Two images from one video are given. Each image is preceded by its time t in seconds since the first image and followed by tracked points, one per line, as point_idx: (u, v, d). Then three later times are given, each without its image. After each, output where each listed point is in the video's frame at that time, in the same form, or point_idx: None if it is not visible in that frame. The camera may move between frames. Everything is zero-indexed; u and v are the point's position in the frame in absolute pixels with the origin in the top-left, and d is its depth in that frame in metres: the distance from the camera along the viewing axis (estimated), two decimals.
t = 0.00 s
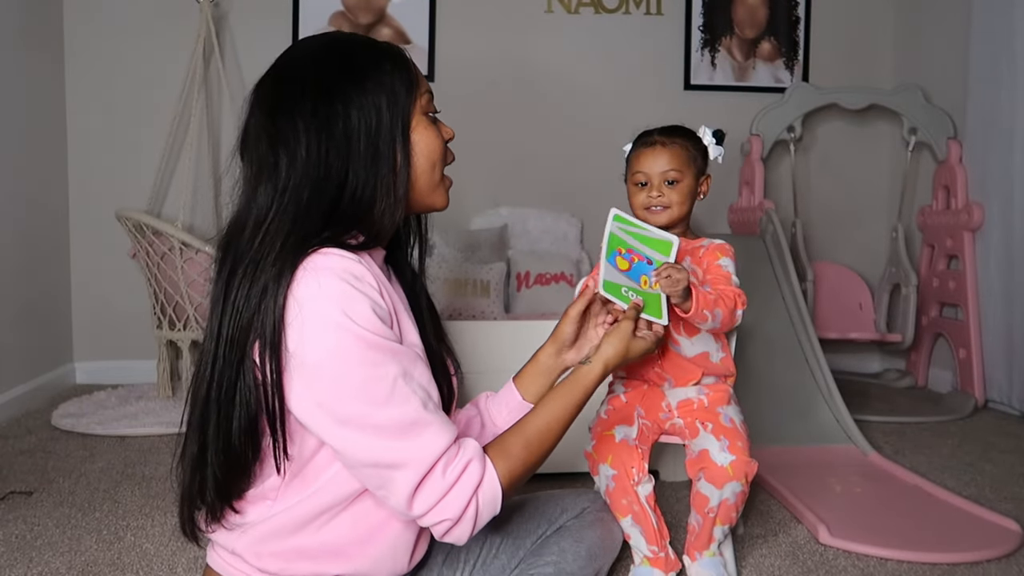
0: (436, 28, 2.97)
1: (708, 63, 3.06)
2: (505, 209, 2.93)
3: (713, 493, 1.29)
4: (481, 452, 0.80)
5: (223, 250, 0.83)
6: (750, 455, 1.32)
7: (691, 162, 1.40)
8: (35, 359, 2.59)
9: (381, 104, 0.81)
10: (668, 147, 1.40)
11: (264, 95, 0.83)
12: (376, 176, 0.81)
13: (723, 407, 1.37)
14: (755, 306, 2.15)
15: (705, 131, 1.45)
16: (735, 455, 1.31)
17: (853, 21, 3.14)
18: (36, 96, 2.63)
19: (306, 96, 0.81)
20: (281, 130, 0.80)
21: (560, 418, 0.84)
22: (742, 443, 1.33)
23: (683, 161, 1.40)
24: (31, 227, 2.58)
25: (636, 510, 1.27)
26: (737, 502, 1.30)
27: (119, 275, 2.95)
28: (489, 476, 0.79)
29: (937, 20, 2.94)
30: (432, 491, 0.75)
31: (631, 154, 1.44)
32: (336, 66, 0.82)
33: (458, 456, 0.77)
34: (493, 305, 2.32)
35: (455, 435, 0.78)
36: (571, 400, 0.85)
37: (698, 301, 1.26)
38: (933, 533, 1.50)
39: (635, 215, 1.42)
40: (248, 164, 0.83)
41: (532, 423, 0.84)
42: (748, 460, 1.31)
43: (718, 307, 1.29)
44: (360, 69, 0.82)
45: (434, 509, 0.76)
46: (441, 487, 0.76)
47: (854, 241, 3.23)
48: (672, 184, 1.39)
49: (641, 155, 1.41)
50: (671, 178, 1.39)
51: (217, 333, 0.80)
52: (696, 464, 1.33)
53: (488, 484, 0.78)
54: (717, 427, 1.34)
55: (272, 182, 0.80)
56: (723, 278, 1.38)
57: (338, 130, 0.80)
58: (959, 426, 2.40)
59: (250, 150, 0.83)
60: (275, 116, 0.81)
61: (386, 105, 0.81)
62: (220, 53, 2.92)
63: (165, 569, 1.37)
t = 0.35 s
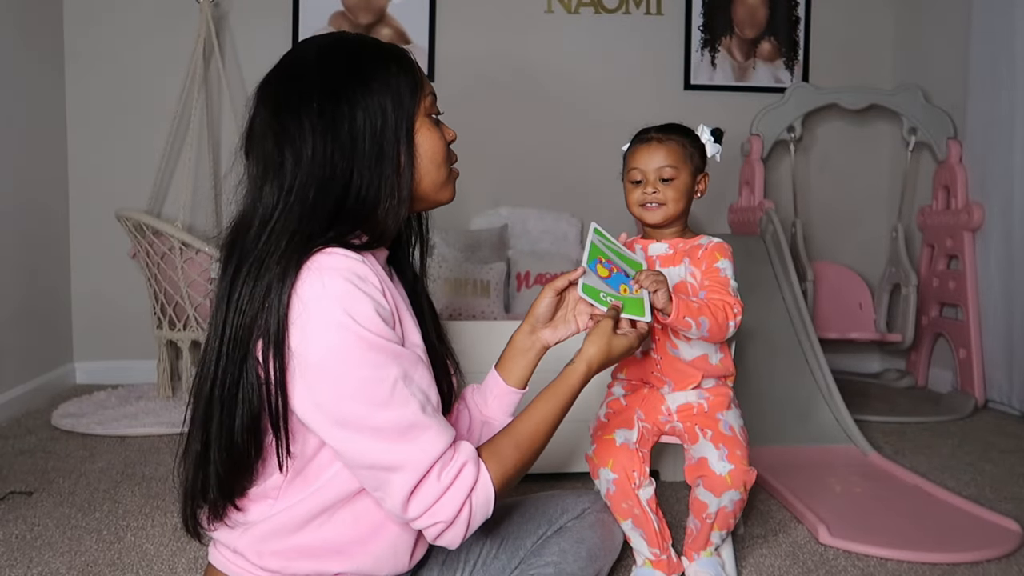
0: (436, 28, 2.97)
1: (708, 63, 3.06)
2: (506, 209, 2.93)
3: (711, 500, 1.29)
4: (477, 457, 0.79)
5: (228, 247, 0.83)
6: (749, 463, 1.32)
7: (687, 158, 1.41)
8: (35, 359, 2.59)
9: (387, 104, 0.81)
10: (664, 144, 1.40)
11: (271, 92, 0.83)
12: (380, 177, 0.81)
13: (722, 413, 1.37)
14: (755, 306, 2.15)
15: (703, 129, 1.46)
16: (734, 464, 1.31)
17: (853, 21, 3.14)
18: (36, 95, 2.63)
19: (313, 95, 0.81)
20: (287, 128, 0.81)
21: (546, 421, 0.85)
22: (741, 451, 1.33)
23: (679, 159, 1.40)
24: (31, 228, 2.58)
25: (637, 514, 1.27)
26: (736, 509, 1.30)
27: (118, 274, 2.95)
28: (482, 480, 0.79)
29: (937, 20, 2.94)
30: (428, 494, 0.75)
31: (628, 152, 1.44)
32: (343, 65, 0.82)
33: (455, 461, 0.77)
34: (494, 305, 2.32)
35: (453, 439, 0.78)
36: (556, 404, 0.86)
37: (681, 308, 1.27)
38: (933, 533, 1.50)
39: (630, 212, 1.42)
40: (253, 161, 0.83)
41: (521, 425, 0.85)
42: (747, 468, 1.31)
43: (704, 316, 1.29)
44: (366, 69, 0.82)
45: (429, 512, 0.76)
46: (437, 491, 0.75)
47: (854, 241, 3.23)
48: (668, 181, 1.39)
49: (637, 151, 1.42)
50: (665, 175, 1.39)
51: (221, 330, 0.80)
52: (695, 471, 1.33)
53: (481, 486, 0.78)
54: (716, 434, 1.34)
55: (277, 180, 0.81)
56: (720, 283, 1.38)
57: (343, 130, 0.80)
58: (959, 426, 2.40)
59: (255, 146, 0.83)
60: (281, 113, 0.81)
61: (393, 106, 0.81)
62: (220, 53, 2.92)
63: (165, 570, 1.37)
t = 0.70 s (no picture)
0: (436, 28, 2.97)
1: (708, 63, 3.06)
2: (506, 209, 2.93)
3: (709, 504, 1.30)
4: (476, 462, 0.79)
5: (224, 246, 0.83)
6: (747, 469, 1.32)
7: (696, 162, 1.40)
8: (34, 359, 2.59)
9: (384, 104, 0.81)
10: (673, 148, 1.39)
11: (267, 91, 0.83)
12: (377, 177, 0.81)
13: (725, 414, 1.36)
14: (755, 306, 2.15)
15: (715, 125, 1.43)
16: (732, 469, 1.31)
17: (853, 21, 3.14)
18: (36, 95, 2.63)
19: (310, 94, 0.81)
20: (283, 127, 0.81)
21: (561, 439, 0.85)
22: (742, 456, 1.32)
23: (689, 163, 1.39)
24: (31, 228, 2.58)
25: (640, 517, 1.28)
26: (734, 514, 1.30)
27: (118, 274, 2.95)
28: (486, 485, 0.79)
29: (937, 19, 2.94)
30: (426, 498, 0.75)
31: (636, 152, 1.43)
32: (341, 64, 0.82)
33: (453, 465, 0.77)
34: (494, 305, 2.32)
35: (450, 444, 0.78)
36: (576, 423, 0.86)
37: (664, 330, 1.32)
38: (933, 533, 1.50)
39: (638, 220, 1.43)
40: (249, 159, 0.83)
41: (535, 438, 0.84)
42: (744, 473, 1.31)
43: (696, 334, 1.31)
44: (366, 68, 0.82)
45: (427, 517, 0.76)
46: (435, 495, 0.75)
47: (854, 241, 3.23)
48: (677, 188, 1.39)
49: (644, 155, 1.41)
50: (675, 183, 1.39)
51: (218, 331, 0.80)
52: (693, 475, 1.33)
53: (484, 492, 0.78)
54: (717, 437, 1.34)
55: (271, 178, 0.80)
56: (728, 294, 1.39)
57: (340, 129, 0.80)
58: (959, 426, 2.40)
59: (250, 145, 0.83)
60: (276, 111, 0.81)
61: (390, 106, 0.81)
62: (220, 52, 2.92)
63: (165, 570, 1.37)
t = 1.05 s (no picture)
0: (436, 27, 2.97)
1: (708, 63, 3.06)
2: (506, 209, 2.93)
3: (705, 509, 1.31)
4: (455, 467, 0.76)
5: (215, 237, 0.83)
6: (743, 473, 1.33)
7: (699, 173, 1.40)
8: (34, 359, 2.59)
9: (379, 104, 0.80)
10: (675, 159, 1.39)
11: (263, 84, 0.82)
12: (366, 177, 0.80)
13: (723, 419, 1.35)
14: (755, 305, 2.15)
15: (721, 133, 1.41)
16: (728, 475, 1.31)
17: (853, 21, 3.14)
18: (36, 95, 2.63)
19: (303, 89, 0.79)
20: (274, 120, 0.79)
21: (510, 412, 0.80)
22: (736, 462, 1.32)
23: (691, 175, 1.39)
24: (31, 228, 2.58)
25: (640, 519, 1.29)
26: (730, 517, 1.32)
27: (118, 274, 2.95)
28: (460, 487, 0.75)
29: (937, 19, 2.94)
30: (400, 503, 0.73)
31: (640, 159, 1.43)
32: (337, 61, 0.80)
33: (430, 469, 0.74)
34: (494, 305, 2.32)
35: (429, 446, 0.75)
36: (518, 388, 0.81)
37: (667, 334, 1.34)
38: (933, 533, 1.50)
39: (640, 227, 1.44)
40: (241, 151, 0.82)
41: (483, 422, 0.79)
42: (741, 478, 1.32)
43: (697, 343, 1.32)
44: (363, 67, 0.80)
45: (401, 523, 0.73)
46: (409, 500, 0.73)
47: (855, 241, 3.23)
48: (677, 200, 1.40)
49: (647, 163, 1.41)
50: (676, 195, 1.39)
51: (201, 328, 0.80)
52: (690, 479, 1.34)
53: (459, 495, 0.75)
54: (712, 442, 1.33)
55: (261, 172, 0.80)
56: (729, 304, 1.38)
57: (332, 127, 0.78)
58: (959, 426, 2.40)
59: (243, 135, 0.82)
60: (269, 104, 0.80)
61: (385, 106, 0.80)
62: (220, 52, 2.92)
63: (166, 570, 1.37)
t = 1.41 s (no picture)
0: (436, 27, 2.96)
1: (708, 63, 3.06)
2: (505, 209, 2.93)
3: (706, 507, 1.30)
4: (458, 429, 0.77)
5: (193, 230, 0.83)
6: (744, 471, 1.32)
7: (695, 171, 1.40)
8: (35, 359, 2.59)
9: (359, 105, 0.79)
10: (669, 158, 1.39)
11: (243, 79, 0.81)
12: (342, 177, 0.79)
13: (722, 418, 1.35)
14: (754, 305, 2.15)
15: (714, 130, 1.40)
16: (728, 472, 1.31)
17: (854, 21, 3.14)
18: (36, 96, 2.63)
19: (283, 85, 0.79)
20: (251, 115, 0.79)
21: (511, 383, 0.80)
22: (738, 459, 1.32)
23: (686, 173, 1.39)
24: (31, 228, 2.58)
25: (639, 517, 1.28)
26: (731, 516, 1.31)
27: (118, 274, 2.95)
28: (466, 449, 0.75)
29: (937, 19, 2.93)
30: (415, 470, 0.73)
31: (636, 160, 1.44)
32: (320, 61, 0.80)
33: (436, 433, 0.74)
34: (493, 305, 2.32)
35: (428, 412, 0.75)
36: (516, 359, 0.81)
37: (700, 326, 1.29)
38: (933, 533, 1.50)
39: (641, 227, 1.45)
40: (220, 146, 0.82)
41: (479, 400, 0.79)
42: (742, 476, 1.31)
43: (724, 334, 1.31)
44: (344, 68, 0.80)
45: (422, 489, 0.73)
46: (423, 465, 0.73)
47: (855, 241, 3.23)
48: (675, 197, 1.40)
49: (642, 164, 1.41)
50: (673, 193, 1.39)
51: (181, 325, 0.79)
52: (691, 477, 1.33)
53: (467, 458, 0.75)
54: (712, 441, 1.33)
55: (238, 168, 0.79)
56: (736, 298, 1.40)
57: (309, 125, 0.78)
58: (959, 426, 2.40)
59: (222, 132, 0.81)
60: (249, 99, 0.79)
61: (364, 107, 0.79)
62: (220, 53, 2.92)
63: (165, 570, 1.37)
